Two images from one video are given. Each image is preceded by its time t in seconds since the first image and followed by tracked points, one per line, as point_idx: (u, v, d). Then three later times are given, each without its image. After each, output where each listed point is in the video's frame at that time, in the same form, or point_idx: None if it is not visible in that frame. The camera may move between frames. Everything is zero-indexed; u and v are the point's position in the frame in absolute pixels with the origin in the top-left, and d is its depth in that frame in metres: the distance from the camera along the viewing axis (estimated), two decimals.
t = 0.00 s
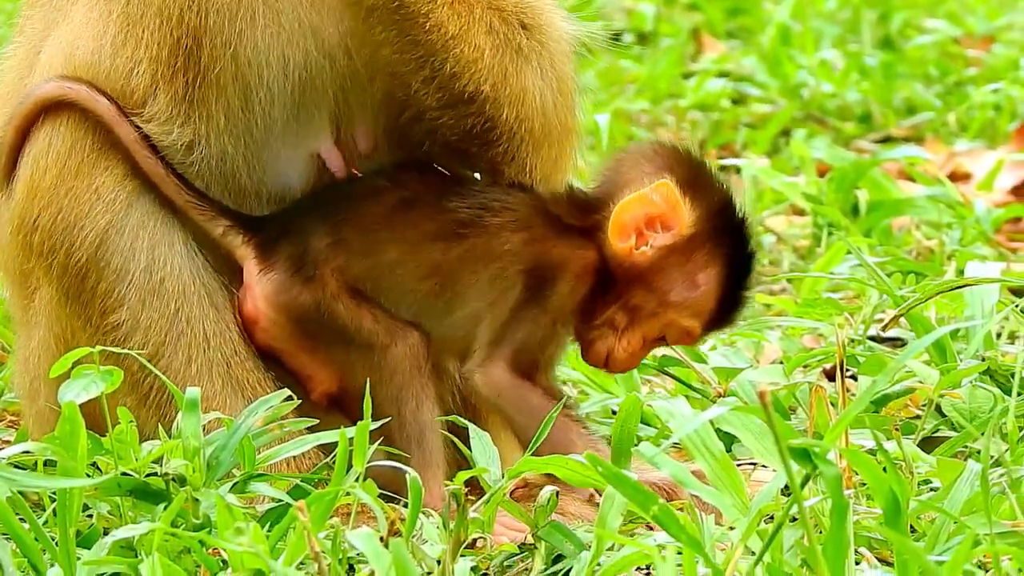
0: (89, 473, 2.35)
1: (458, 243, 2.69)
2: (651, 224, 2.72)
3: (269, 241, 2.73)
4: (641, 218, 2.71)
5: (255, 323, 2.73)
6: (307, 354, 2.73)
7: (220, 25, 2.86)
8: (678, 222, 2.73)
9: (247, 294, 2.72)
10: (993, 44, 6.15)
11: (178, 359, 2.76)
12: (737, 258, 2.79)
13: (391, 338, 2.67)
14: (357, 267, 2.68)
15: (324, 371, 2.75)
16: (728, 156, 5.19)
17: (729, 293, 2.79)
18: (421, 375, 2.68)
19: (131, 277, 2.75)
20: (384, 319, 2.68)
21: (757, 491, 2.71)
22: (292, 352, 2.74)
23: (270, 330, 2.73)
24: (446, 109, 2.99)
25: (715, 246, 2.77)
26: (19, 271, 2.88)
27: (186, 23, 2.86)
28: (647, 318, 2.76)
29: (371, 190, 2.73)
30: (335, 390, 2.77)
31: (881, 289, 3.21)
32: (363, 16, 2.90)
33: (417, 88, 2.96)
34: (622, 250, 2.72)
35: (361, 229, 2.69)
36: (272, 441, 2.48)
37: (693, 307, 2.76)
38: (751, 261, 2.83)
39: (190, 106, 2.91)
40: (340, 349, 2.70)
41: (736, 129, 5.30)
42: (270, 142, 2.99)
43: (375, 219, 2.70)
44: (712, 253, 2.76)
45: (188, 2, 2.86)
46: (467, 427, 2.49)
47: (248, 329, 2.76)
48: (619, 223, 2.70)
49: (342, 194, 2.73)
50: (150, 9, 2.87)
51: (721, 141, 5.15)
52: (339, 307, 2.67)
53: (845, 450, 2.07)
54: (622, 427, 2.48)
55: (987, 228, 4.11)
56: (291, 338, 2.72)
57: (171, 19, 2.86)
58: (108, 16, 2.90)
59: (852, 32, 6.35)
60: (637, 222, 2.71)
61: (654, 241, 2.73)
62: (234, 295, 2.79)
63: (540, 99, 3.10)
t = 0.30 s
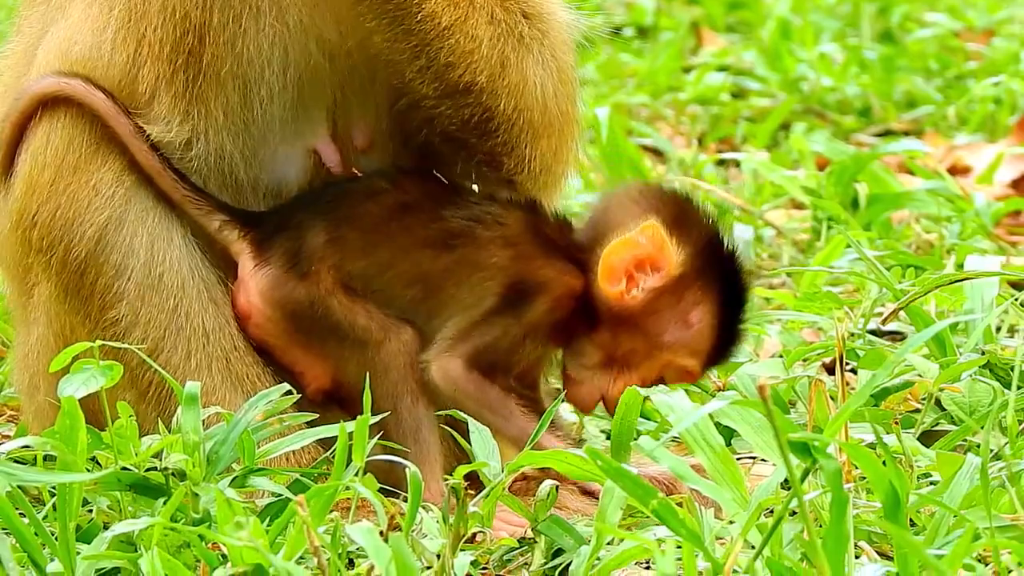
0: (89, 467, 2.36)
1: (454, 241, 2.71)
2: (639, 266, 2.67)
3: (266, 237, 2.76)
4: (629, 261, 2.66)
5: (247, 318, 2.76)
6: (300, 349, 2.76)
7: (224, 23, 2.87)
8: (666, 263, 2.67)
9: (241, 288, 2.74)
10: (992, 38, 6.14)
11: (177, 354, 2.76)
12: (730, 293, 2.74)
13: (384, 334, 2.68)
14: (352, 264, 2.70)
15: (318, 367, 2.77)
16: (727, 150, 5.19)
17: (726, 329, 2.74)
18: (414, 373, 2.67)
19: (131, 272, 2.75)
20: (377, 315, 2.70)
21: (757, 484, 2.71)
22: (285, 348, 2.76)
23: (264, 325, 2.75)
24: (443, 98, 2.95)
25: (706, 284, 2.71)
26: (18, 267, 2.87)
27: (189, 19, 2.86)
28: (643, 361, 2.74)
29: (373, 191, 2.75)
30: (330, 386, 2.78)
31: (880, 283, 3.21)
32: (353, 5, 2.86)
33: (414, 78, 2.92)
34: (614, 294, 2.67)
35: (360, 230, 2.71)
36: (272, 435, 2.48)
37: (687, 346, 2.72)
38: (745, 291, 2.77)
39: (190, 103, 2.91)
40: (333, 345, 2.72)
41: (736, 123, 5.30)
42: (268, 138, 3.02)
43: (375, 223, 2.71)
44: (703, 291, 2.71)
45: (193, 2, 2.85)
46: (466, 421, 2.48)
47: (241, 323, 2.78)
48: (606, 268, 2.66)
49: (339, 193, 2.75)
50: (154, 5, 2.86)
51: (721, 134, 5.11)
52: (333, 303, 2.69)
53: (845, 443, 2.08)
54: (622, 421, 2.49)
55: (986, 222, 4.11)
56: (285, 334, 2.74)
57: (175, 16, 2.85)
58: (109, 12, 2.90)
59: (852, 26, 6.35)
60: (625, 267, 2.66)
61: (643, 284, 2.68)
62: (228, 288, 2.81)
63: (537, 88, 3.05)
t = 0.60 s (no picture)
0: (89, 466, 2.35)
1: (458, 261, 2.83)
2: (634, 340, 2.74)
3: (272, 239, 2.88)
4: (623, 336, 2.74)
5: (242, 317, 2.81)
6: (297, 350, 2.84)
7: (225, 21, 2.88)
8: (662, 333, 2.75)
9: (239, 287, 2.82)
10: (991, 36, 6.14)
11: (177, 353, 2.76)
12: (724, 358, 2.82)
13: (386, 337, 2.80)
14: (358, 272, 2.82)
15: (314, 369, 2.84)
16: (726, 147, 5.18)
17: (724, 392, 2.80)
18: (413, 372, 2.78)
19: (131, 270, 2.75)
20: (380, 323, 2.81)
21: (756, 482, 2.72)
22: (279, 348, 2.83)
23: (262, 325, 2.81)
24: (456, 92, 3.02)
25: (701, 349, 2.79)
26: (18, 266, 2.86)
27: (191, 17, 2.87)
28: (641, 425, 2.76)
29: (383, 215, 2.89)
30: (321, 389, 2.86)
31: (880, 281, 3.21)
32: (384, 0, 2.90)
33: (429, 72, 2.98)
34: (611, 369, 2.73)
35: (367, 244, 2.84)
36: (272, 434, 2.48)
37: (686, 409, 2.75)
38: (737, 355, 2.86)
39: (192, 101, 2.91)
40: (331, 347, 2.83)
41: (735, 120, 5.30)
42: (269, 137, 3.01)
43: (387, 240, 2.85)
44: (699, 355, 2.78)
45: None
46: (466, 419, 2.48)
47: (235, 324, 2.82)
48: (602, 344, 2.74)
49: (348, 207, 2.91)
50: (156, 3, 2.87)
51: (720, 131, 5.11)
52: (338, 304, 2.80)
53: (845, 441, 2.08)
54: (622, 419, 2.48)
55: (986, 219, 4.11)
56: (284, 333, 2.82)
57: (177, 13, 2.87)
58: (110, 10, 2.90)
59: (851, 23, 6.35)
60: (620, 341, 2.74)
61: (640, 356, 2.74)
62: (225, 284, 2.85)
63: (541, 84, 3.13)
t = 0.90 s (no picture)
0: (88, 472, 2.35)
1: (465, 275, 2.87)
2: (637, 380, 2.71)
3: (282, 245, 2.92)
4: (627, 375, 2.70)
5: (248, 321, 2.85)
6: (303, 355, 2.86)
7: (228, 26, 2.89)
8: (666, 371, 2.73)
9: (247, 291, 2.87)
10: (989, 40, 6.15)
11: (175, 358, 2.76)
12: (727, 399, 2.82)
13: (396, 340, 2.86)
14: (369, 280, 2.87)
15: (320, 374, 2.87)
16: (725, 152, 5.19)
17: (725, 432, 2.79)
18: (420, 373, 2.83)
19: (131, 276, 2.76)
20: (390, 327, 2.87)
21: (756, 486, 2.72)
22: (284, 351, 2.86)
23: (267, 327, 2.84)
24: (487, 29, 3.00)
25: (700, 381, 2.80)
26: (14, 272, 2.84)
27: (194, 22, 2.88)
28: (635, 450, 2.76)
29: (396, 232, 2.94)
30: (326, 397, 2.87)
31: (879, 285, 3.21)
32: None
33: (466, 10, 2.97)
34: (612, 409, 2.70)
35: (379, 254, 2.90)
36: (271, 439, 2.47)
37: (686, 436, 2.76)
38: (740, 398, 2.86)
39: (197, 110, 2.91)
40: (339, 351, 2.87)
41: (734, 124, 5.31)
42: (271, 145, 3.00)
43: (395, 255, 2.90)
44: (699, 385, 2.79)
45: (197, 3, 2.87)
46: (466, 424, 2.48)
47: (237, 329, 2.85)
48: (607, 383, 2.70)
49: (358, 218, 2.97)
50: (158, 8, 2.88)
51: (719, 136, 5.11)
52: (349, 309, 2.86)
53: (845, 446, 2.08)
54: (621, 423, 2.47)
55: (984, 224, 4.11)
56: (291, 338, 2.86)
57: (179, 17, 2.88)
58: (112, 16, 2.91)
59: (849, 27, 6.35)
60: (624, 381, 2.70)
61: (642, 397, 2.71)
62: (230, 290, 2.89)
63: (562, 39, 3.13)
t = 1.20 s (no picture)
0: (88, 477, 2.35)
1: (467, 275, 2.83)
2: (640, 350, 2.74)
3: (279, 255, 2.86)
4: (630, 343, 2.74)
5: (251, 333, 2.82)
6: (305, 364, 2.82)
7: (233, 33, 2.87)
8: (667, 348, 2.74)
9: (248, 302, 2.83)
10: (990, 47, 6.15)
11: (175, 363, 2.77)
12: (731, 387, 2.78)
13: (400, 344, 2.79)
14: (369, 286, 2.82)
15: (322, 383, 2.83)
16: (725, 158, 5.19)
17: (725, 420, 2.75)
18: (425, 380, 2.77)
19: (130, 282, 2.77)
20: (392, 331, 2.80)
21: (755, 492, 2.71)
22: (288, 361, 2.82)
23: (268, 338, 2.81)
24: (524, 54, 3.06)
25: (704, 371, 2.76)
26: (15, 277, 2.86)
27: (198, 29, 2.87)
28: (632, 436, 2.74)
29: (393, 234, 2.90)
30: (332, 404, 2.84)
31: (879, 292, 3.21)
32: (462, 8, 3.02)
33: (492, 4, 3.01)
34: (612, 374, 2.73)
35: (375, 260, 2.84)
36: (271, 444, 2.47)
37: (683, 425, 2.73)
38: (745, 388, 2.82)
39: (197, 117, 2.89)
40: (343, 359, 2.81)
41: (734, 131, 5.31)
42: (275, 154, 2.95)
43: (391, 259, 2.85)
44: (701, 374, 2.75)
45: (203, 11, 2.87)
46: (465, 430, 2.48)
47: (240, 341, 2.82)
48: (608, 348, 2.73)
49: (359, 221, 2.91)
50: (161, 15, 2.89)
51: (719, 142, 5.11)
52: (350, 316, 2.79)
53: (844, 452, 2.08)
54: (620, 429, 2.47)
55: (985, 231, 4.11)
56: (292, 348, 2.81)
57: (183, 24, 2.87)
58: (117, 25, 2.92)
59: (850, 34, 6.36)
60: (626, 349, 2.74)
61: (642, 367, 2.73)
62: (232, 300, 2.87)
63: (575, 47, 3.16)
